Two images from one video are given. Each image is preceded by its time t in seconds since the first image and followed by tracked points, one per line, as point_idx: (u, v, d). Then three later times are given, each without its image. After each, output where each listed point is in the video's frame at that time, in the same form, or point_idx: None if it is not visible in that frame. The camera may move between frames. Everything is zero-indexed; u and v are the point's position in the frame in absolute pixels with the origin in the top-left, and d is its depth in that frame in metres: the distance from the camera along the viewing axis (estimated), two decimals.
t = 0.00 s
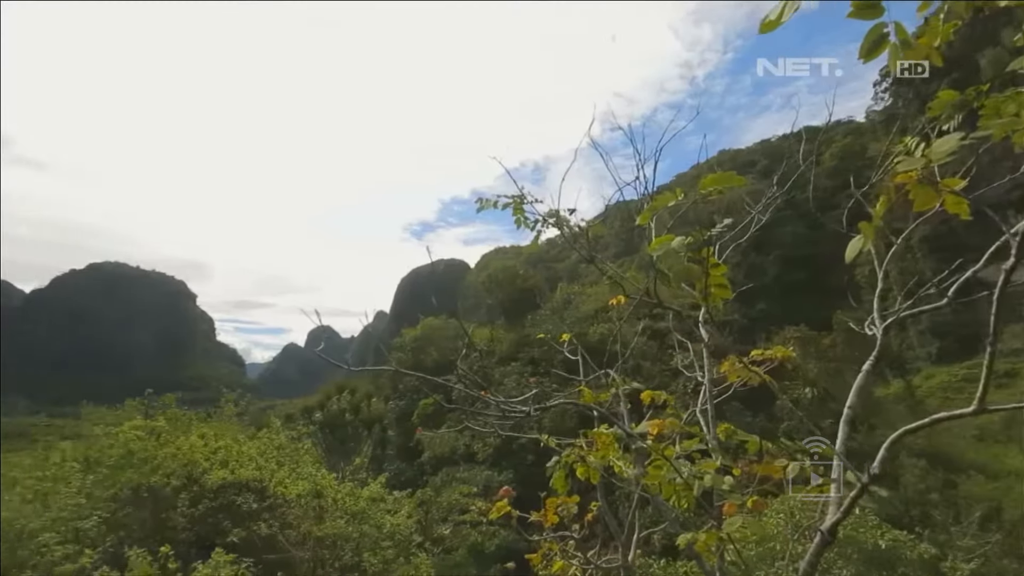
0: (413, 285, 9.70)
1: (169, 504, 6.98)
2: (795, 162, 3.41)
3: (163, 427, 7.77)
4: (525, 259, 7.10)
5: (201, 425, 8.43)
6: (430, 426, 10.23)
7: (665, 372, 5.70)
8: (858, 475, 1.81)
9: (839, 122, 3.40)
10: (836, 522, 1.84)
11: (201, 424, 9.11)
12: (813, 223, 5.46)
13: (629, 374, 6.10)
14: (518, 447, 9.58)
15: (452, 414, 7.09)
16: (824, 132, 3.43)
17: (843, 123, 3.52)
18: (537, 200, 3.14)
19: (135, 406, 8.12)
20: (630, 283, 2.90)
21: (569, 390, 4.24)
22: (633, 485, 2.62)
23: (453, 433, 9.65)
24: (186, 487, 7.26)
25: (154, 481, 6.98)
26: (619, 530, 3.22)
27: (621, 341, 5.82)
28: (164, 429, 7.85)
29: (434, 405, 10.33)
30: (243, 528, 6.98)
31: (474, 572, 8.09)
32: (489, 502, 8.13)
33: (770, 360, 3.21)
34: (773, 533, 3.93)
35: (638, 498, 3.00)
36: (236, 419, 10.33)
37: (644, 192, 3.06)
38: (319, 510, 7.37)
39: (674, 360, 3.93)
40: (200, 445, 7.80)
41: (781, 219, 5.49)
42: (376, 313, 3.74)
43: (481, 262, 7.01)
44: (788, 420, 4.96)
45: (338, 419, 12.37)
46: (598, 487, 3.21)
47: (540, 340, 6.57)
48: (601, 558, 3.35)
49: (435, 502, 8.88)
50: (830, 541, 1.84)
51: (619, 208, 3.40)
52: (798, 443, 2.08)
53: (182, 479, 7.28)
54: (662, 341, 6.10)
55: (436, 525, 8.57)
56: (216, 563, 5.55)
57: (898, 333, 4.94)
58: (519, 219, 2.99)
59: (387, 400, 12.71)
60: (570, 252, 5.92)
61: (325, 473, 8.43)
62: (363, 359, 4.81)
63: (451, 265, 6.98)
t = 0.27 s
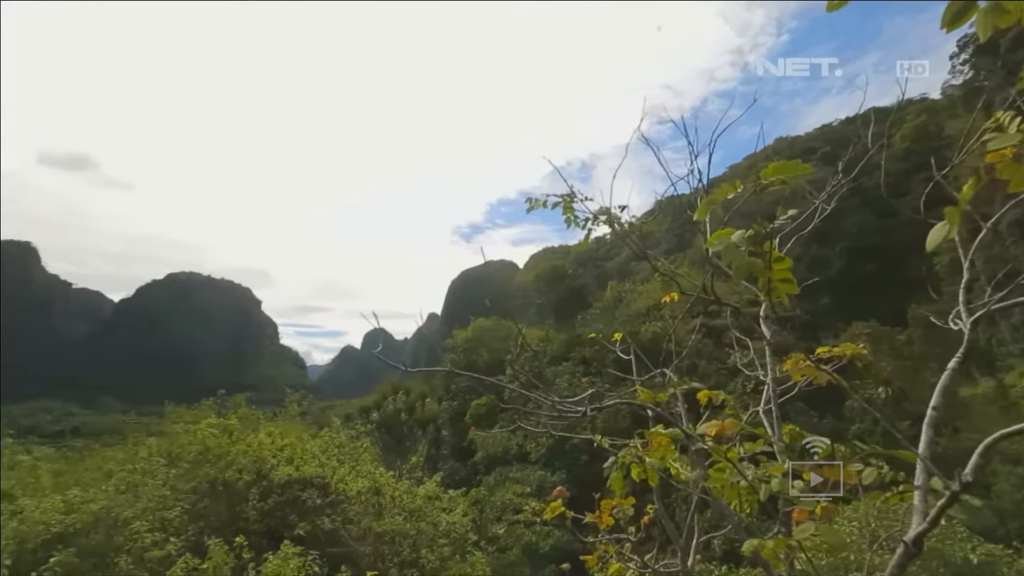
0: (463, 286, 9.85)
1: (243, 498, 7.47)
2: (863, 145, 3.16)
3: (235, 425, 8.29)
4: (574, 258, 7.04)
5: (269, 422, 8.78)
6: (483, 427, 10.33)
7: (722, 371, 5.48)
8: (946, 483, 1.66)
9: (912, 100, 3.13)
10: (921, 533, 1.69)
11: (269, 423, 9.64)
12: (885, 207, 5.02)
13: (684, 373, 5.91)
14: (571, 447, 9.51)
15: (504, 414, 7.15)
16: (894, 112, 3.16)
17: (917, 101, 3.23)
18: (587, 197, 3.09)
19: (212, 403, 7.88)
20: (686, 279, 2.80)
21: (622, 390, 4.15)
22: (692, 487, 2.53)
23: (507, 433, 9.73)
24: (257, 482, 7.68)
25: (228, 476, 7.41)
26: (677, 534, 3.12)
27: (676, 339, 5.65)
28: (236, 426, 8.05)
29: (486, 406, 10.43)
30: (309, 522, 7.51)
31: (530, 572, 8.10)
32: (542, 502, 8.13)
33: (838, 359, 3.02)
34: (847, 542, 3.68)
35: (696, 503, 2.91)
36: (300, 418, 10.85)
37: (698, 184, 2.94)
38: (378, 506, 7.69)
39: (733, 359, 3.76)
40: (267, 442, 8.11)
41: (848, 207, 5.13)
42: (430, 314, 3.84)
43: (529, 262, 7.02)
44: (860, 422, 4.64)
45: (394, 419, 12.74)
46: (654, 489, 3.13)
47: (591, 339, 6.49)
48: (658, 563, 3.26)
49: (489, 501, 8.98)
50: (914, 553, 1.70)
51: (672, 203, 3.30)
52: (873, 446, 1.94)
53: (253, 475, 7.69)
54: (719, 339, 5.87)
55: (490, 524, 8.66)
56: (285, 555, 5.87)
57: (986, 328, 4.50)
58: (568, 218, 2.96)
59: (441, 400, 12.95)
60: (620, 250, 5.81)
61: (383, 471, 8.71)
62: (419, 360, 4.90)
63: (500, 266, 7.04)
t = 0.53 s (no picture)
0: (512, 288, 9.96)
1: (307, 494, 7.82)
2: (940, 123, 2.91)
3: (299, 424, 8.72)
4: (623, 256, 6.94)
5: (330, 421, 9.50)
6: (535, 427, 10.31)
7: (785, 370, 5.22)
8: None
9: (997, 72, 2.85)
10: None
11: (329, 422, 10.07)
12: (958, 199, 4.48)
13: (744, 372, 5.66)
14: (625, 448, 9.34)
15: (556, 414, 7.12)
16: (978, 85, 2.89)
17: (1004, 72, 2.94)
18: (638, 194, 3.03)
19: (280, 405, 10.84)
20: (746, 274, 2.69)
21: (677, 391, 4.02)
22: (756, 491, 2.41)
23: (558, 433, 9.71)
24: (320, 478, 8.02)
25: (294, 472, 7.82)
26: (741, 540, 3.00)
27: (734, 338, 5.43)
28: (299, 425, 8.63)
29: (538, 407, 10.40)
30: (369, 518, 7.77)
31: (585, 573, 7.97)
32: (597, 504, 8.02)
33: (917, 356, 2.80)
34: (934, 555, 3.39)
35: (761, 508, 2.78)
36: (358, 418, 11.27)
37: (755, 175, 2.82)
38: (434, 505, 7.86)
39: (797, 357, 3.57)
40: (328, 441, 8.42)
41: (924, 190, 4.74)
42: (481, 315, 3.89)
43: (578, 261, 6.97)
44: (945, 425, 4.26)
45: (448, 419, 12.96)
46: (715, 493, 3.01)
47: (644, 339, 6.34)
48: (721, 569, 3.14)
49: (543, 502, 8.96)
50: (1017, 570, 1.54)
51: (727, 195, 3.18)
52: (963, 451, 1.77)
53: (317, 471, 8.02)
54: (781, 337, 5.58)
55: (545, 525, 8.63)
56: (347, 549, 6.11)
57: None
58: (619, 215, 2.90)
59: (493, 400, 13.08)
60: (671, 246, 5.65)
61: (438, 470, 8.90)
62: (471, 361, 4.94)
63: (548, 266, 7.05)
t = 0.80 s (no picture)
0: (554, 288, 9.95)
1: (359, 491, 8.07)
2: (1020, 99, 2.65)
3: (350, 424, 9.01)
4: (667, 253, 6.78)
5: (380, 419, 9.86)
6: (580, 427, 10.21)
7: (844, 368, 4.94)
8: None
9: None
10: None
11: (378, 422, 10.37)
12: None
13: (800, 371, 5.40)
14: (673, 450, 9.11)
15: (602, 414, 7.03)
16: None
17: None
18: (684, 188, 2.91)
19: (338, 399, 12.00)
20: (801, 269, 2.54)
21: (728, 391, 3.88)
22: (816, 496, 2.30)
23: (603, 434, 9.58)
24: (371, 476, 8.25)
25: (346, 470, 8.10)
26: (799, 546, 2.90)
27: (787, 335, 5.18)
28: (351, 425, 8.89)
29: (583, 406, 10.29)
30: (418, 516, 7.94)
31: None
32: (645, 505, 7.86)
33: (996, 354, 2.59)
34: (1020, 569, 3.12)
35: (821, 512, 2.65)
36: (406, 418, 11.54)
37: (810, 164, 2.65)
38: (482, 504, 7.95)
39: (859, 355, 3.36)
40: (377, 441, 8.57)
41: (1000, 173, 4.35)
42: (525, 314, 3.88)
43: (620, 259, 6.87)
44: None
45: (494, 418, 13.05)
46: (770, 497, 2.90)
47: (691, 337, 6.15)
48: None
49: (590, 503, 8.87)
50: None
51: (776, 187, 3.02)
52: None
53: (367, 469, 8.22)
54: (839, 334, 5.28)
55: (593, 525, 8.52)
56: (399, 546, 6.27)
57: None
58: (664, 211, 2.80)
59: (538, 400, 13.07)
60: (718, 241, 5.46)
61: (485, 469, 8.97)
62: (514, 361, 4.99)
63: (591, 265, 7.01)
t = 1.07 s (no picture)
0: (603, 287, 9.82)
1: (415, 489, 8.28)
2: None
3: (405, 423, 9.25)
4: (721, 247, 6.51)
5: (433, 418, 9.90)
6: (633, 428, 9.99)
7: (923, 366, 4.55)
8: None
9: None
10: None
11: (431, 422, 10.59)
12: None
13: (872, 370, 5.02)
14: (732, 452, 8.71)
15: (656, 415, 6.84)
16: None
17: None
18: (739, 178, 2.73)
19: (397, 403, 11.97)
20: (874, 260, 2.34)
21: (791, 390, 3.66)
22: (895, 503, 2.15)
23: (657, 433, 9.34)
24: (426, 475, 8.44)
25: (401, 469, 8.32)
26: (876, 557, 2.68)
27: (856, 331, 4.84)
28: (405, 425, 9.10)
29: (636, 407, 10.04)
30: (472, 515, 8.04)
31: None
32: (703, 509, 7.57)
33: None
34: None
35: (900, 523, 2.43)
36: (458, 418, 11.72)
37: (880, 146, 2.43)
38: (535, 503, 7.95)
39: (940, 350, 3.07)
40: (431, 440, 8.76)
41: None
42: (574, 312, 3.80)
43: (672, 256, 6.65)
44: None
45: (545, 418, 13.02)
46: (841, 504, 2.70)
47: (749, 334, 5.87)
48: None
49: (645, 505, 8.68)
50: None
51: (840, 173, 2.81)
52: None
53: (422, 468, 8.41)
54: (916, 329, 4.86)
55: (648, 529, 8.30)
56: (454, 543, 6.36)
57: None
58: (718, 204, 2.65)
59: (589, 401, 12.90)
60: (777, 232, 5.17)
61: (537, 469, 8.95)
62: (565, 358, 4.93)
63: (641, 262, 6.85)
